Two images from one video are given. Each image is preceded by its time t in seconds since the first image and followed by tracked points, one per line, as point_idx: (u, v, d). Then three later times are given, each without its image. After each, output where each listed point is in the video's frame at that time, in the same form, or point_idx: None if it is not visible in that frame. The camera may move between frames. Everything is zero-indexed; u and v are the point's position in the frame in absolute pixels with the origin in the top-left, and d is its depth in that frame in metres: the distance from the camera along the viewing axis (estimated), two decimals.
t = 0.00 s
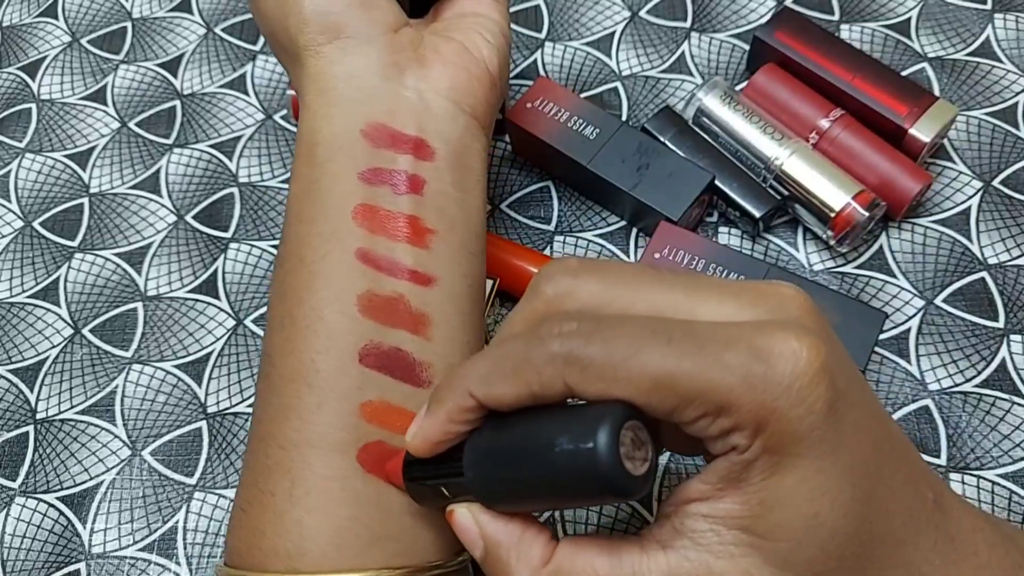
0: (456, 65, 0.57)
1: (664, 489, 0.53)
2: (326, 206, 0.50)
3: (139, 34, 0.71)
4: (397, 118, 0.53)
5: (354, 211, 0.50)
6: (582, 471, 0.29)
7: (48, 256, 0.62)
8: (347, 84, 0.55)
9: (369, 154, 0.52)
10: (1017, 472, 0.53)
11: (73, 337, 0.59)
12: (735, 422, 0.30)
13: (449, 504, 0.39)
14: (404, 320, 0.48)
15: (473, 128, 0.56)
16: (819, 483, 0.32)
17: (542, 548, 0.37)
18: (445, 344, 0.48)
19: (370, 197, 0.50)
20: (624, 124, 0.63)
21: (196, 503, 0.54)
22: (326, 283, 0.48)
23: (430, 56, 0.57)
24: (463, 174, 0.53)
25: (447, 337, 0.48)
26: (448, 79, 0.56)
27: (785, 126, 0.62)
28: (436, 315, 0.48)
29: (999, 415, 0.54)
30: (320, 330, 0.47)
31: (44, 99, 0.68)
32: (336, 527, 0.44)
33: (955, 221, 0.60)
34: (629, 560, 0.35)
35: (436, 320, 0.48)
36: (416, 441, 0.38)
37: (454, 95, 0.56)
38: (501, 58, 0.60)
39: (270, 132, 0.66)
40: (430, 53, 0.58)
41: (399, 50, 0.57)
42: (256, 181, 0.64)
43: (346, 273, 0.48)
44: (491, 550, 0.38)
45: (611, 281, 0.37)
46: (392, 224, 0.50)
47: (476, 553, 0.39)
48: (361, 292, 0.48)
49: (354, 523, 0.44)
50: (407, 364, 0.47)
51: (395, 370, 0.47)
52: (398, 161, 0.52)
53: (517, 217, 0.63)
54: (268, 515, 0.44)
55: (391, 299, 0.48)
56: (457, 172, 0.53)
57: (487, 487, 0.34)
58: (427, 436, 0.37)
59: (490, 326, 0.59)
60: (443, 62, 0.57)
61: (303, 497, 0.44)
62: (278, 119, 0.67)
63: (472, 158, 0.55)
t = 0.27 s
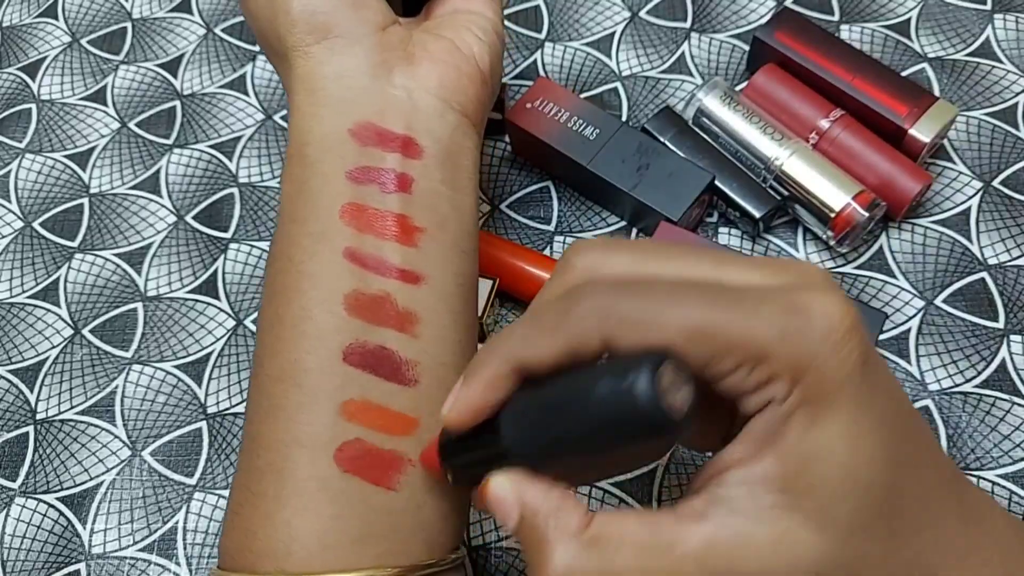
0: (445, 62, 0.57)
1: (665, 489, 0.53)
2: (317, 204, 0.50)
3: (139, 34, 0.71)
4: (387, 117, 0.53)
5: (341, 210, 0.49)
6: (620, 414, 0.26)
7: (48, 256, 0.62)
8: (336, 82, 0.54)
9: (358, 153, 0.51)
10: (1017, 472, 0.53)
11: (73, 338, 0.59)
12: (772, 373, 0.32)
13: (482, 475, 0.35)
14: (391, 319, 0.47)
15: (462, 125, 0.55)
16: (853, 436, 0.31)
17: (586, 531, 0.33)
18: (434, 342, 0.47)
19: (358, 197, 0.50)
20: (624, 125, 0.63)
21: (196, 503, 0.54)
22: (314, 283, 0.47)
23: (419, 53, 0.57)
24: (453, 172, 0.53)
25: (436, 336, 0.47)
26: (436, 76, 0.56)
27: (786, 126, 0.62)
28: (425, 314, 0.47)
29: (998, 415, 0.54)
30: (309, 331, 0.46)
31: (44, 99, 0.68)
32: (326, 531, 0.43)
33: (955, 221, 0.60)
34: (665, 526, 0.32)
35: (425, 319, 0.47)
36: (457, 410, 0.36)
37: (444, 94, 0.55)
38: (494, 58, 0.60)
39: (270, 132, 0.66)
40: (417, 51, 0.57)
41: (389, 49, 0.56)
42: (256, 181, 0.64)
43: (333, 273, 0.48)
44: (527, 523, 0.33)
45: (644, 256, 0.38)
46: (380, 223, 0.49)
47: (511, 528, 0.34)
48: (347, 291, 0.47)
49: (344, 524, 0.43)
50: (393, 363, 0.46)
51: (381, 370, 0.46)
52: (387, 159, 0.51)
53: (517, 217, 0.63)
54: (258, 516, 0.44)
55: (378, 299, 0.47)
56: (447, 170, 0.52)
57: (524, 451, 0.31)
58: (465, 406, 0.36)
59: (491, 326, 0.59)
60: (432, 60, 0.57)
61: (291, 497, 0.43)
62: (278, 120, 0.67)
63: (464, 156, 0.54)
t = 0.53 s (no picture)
0: (440, 62, 0.57)
1: (665, 490, 0.53)
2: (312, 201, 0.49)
3: (139, 34, 0.71)
4: (381, 119, 0.52)
5: (336, 211, 0.49)
6: (767, 272, 0.36)
7: (47, 257, 0.62)
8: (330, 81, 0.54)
9: (351, 153, 0.51)
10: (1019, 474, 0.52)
11: (73, 338, 0.59)
12: (871, 197, 0.43)
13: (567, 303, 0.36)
14: (385, 319, 0.46)
15: (457, 125, 0.55)
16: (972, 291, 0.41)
17: (696, 340, 0.35)
18: (429, 344, 0.46)
19: (353, 198, 0.49)
20: (624, 125, 0.63)
21: (195, 504, 0.54)
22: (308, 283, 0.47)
23: (413, 53, 0.57)
24: (447, 172, 0.52)
25: (430, 338, 0.47)
26: (429, 75, 0.56)
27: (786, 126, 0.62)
28: (419, 315, 0.47)
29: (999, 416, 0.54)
30: (303, 331, 0.46)
31: (44, 99, 0.68)
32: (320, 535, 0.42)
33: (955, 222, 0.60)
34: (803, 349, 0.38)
35: (419, 320, 0.47)
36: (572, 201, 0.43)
37: (438, 94, 0.55)
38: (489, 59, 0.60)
39: (270, 132, 0.66)
40: (412, 51, 0.57)
41: (380, 49, 0.56)
42: (256, 181, 0.64)
43: (330, 274, 0.47)
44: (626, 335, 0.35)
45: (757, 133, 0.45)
46: (374, 224, 0.49)
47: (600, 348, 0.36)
48: (341, 292, 0.46)
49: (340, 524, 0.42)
50: (387, 364, 0.45)
51: (375, 370, 0.45)
52: (380, 160, 0.51)
53: (517, 218, 0.63)
54: (253, 518, 0.43)
55: (372, 299, 0.46)
56: (440, 169, 0.52)
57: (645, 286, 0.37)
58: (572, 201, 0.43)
59: (491, 326, 0.59)
60: (425, 60, 0.57)
61: (291, 502, 0.42)
62: (278, 120, 0.67)
63: (456, 156, 0.53)
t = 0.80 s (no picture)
0: (411, 60, 0.54)
1: (665, 491, 0.53)
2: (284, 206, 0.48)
3: (139, 34, 0.71)
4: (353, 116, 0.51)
5: (309, 213, 0.47)
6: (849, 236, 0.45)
7: (48, 257, 0.62)
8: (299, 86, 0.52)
9: (326, 154, 0.49)
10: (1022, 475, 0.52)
11: (73, 339, 0.59)
12: (971, 82, 0.50)
13: (725, 120, 0.36)
14: (363, 319, 0.45)
15: (434, 122, 0.53)
16: None
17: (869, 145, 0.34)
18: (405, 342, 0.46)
19: (329, 198, 0.48)
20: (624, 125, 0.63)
21: (195, 504, 0.54)
22: (286, 284, 0.46)
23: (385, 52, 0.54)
24: (422, 171, 0.51)
25: (408, 338, 0.46)
26: (404, 76, 0.53)
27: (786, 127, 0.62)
28: (396, 313, 0.46)
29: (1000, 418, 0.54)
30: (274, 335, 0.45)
31: (44, 100, 0.68)
32: (303, 534, 0.42)
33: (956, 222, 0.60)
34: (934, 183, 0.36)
35: (396, 319, 0.46)
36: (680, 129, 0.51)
37: (412, 92, 0.53)
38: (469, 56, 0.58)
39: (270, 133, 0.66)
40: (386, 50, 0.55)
41: (353, 50, 0.53)
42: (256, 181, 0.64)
43: (308, 276, 0.46)
44: (798, 124, 0.35)
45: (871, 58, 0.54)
46: (351, 225, 0.47)
47: (768, 146, 0.35)
48: (318, 293, 0.46)
49: (319, 528, 0.42)
50: (365, 362, 0.45)
51: (354, 370, 0.45)
52: (354, 160, 0.49)
53: (516, 218, 0.63)
54: (229, 520, 0.43)
55: (348, 299, 0.46)
56: (414, 168, 0.50)
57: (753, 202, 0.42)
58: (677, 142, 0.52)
59: (491, 326, 0.59)
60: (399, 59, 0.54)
61: (270, 504, 0.43)
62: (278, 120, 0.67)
63: (433, 156, 0.52)
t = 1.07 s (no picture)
0: (357, 59, 0.55)
1: (665, 491, 0.53)
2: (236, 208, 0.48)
3: (139, 35, 0.71)
4: (301, 119, 0.51)
5: (262, 215, 0.47)
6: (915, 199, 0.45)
7: (48, 257, 0.62)
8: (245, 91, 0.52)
9: (274, 158, 0.49)
10: None
11: (73, 339, 0.59)
12: None
13: (804, 52, 0.39)
14: (320, 313, 0.45)
15: (381, 120, 0.54)
16: None
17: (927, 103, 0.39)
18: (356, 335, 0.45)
19: (280, 199, 0.48)
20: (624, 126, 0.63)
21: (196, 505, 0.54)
22: (241, 285, 0.46)
23: (329, 53, 0.55)
24: (372, 167, 0.51)
25: (365, 329, 0.45)
26: (348, 76, 0.54)
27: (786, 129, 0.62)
28: (354, 306, 0.46)
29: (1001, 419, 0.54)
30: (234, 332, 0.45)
31: (44, 100, 0.68)
32: (270, 526, 0.41)
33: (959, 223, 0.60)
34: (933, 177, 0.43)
35: (353, 312, 0.46)
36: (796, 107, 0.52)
37: (358, 91, 0.54)
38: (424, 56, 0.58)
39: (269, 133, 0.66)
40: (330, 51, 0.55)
41: (297, 53, 0.54)
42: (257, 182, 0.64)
43: (260, 276, 0.46)
44: (872, 73, 0.39)
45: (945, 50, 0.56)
46: (304, 223, 0.48)
47: (849, 94, 0.39)
48: (274, 291, 0.45)
49: (288, 514, 0.41)
50: (325, 356, 0.44)
51: (313, 364, 0.44)
52: (304, 162, 0.50)
53: (516, 219, 0.63)
54: (199, 517, 0.42)
55: (305, 296, 0.45)
56: (364, 166, 0.51)
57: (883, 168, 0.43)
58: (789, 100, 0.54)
59: (491, 327, 0.59)
60: (343, 58, 0.55)
61: (236, 499, 0.41)
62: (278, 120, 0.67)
63: (383, 154, 0.53)
